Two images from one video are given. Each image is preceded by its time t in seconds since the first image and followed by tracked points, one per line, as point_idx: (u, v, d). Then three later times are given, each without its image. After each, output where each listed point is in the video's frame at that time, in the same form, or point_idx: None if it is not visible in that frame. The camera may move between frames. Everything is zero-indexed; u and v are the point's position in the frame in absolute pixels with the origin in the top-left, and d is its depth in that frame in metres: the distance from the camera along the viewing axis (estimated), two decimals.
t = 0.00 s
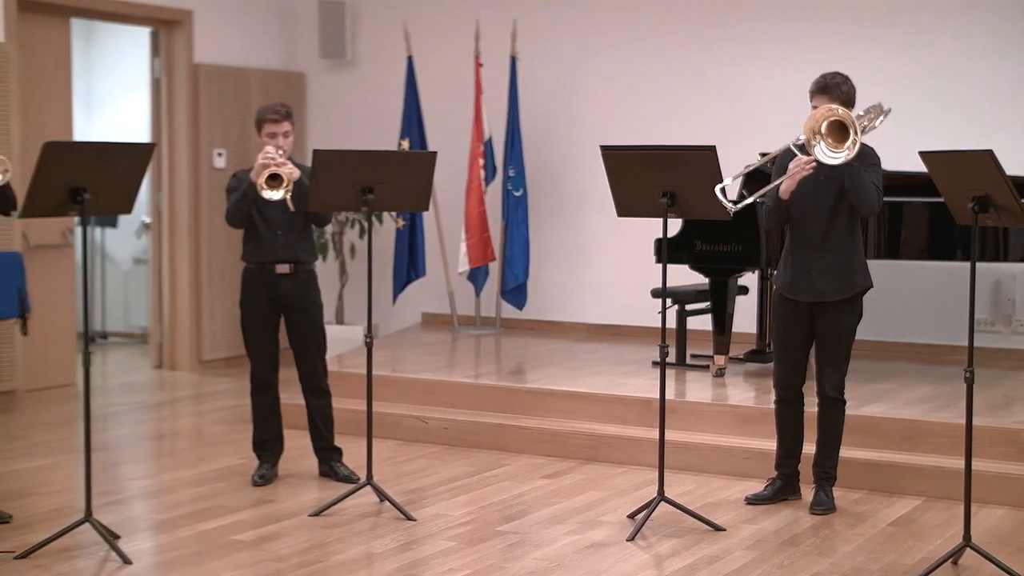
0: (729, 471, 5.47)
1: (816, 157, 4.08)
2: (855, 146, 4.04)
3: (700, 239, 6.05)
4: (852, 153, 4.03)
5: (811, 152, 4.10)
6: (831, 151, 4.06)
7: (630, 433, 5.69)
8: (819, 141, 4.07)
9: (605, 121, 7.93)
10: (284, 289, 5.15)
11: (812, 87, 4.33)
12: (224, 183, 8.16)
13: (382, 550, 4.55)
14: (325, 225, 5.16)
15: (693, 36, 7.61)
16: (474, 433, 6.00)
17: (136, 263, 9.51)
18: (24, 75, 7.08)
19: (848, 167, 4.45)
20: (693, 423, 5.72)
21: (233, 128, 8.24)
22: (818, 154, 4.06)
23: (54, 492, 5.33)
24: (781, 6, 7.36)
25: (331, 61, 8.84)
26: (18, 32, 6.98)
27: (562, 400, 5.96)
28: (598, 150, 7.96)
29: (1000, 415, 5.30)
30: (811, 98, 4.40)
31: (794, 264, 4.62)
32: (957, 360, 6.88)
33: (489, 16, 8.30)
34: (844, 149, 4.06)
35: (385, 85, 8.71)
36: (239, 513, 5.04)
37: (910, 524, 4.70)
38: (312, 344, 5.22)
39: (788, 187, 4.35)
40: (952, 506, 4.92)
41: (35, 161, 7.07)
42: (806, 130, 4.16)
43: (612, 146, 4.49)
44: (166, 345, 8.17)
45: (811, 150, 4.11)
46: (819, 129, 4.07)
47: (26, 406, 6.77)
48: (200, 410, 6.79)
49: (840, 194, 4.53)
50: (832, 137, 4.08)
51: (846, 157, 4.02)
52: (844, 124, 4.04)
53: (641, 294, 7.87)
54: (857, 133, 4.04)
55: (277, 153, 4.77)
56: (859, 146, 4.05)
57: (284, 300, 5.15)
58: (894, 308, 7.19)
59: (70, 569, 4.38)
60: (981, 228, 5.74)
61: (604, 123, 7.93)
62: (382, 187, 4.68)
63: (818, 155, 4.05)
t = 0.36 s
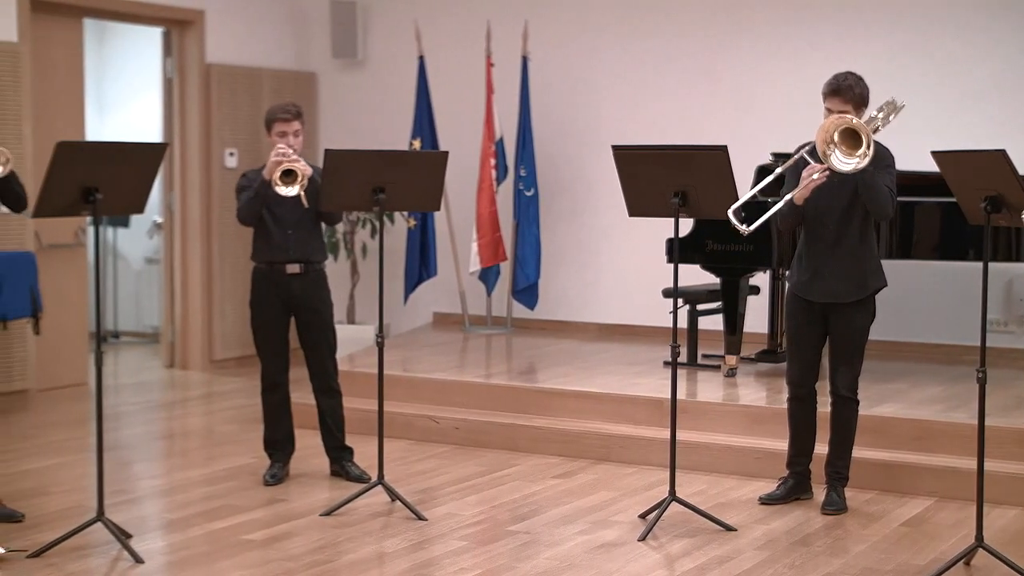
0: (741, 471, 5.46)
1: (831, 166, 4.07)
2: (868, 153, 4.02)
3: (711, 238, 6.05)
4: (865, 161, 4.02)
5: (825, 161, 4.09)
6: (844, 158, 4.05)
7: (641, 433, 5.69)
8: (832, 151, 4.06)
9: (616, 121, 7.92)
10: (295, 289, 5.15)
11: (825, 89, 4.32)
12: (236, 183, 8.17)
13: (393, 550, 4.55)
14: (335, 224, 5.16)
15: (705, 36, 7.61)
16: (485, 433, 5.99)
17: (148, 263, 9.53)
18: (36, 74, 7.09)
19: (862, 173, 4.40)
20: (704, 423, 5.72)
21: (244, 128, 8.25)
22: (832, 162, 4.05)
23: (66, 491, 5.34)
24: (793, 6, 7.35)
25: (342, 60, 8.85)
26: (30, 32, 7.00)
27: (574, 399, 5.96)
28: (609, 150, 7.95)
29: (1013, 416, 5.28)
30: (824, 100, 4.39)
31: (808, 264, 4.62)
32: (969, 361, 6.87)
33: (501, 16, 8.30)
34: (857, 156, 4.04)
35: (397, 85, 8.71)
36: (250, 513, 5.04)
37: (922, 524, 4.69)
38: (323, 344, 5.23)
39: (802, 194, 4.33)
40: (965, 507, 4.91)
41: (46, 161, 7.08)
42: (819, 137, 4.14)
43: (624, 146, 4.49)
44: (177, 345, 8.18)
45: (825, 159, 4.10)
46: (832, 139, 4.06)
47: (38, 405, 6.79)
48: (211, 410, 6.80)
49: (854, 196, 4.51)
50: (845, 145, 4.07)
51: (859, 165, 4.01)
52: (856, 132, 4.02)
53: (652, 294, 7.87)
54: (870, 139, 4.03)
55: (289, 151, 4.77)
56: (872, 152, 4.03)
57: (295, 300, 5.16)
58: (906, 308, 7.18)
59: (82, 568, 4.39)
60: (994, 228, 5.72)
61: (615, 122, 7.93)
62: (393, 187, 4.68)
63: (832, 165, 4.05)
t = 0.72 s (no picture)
0: (752, 471, 5.45)
1: (839, 165, 4.06)
2: (876, 152, 4.02)
3: (722, 238, 6.04)
4: (873, 158, 4.01)
5: (834, 160, 4.08)
6: (852, 156, 4.04)
7: (652, 433, 5.68)
8: (841, 150, 4.05)
9: (628, 120, 7.91)
10: (306, 289, 5.16)
11: (832, 88, 4.31)
12: (248, 182, 8.18)
13: (404, 549, 4.55)
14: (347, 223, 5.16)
15: (718, 36, 7.60)
16: (496, 433, 5.99)
17: (159, 263, 9.54)
18: (48, 74, 7.11)
19: (871, 171, 4.45)
20: (716, 423, 5.71)
21: (256, 128, 8.26)
22: (840, 160, 4.04)
23: (79, 490, 5.36)
24: (805, 6, 7.34)
25: (353, 60, 8.85)
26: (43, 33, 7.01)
27: (585, 399, 5.96)
28: (620, 149, 7.95)
29: None
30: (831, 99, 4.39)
31: (815, 263, 4.61)
32: (982, 361, 6.85)
33: (512, 16, 8.30)
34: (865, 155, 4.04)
35: (409, 85, 8.72)
36: (262, 512, 5.05)
37: (934, 525, 4.68)
38: (334, 344, 5.23)
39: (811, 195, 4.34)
40: (977, 507, 4.90)
41: (59, 161, 7.10)
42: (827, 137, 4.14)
43: (635, 146, 4.49)
44: (189, 344, 8.20)
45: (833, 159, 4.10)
46: (840, 137, 4.05)
47: (50, 404, 6.80)
48: (223, 409, 6.81)
49: (861, 194, 4.52)
50: (853, 144, 4.07)
51: (868, 163, 4.01)
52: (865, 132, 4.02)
53: (663, 295, 7.86)
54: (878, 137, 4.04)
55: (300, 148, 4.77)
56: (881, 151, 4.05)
57: (305, 300, 5.16)
58: (918, 308, 7.16)
59: (95, 567, 4.40)
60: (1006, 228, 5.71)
61: (626, 122, 7.92)
62: (405, 187, 4.68)
63: (840, 163, 4.04)
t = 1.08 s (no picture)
0: (767, 471, 5.44)
1: (847, 165, 4.08)
2: (884, 152, 4.04)
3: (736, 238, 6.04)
4: (882, 157, 4.04)
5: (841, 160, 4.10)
6: (860, 156, 4.06)
7: (666, 433, 5.67)
8: (849, 150, 4.07)
9: (642, 120, 7.90)
10: (320, 289, 5.16)
11: (836, 89, 4.30)
12: (263, 182, 8.19)
13: (418, 549, 4.55)
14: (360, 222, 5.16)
15: (732, 36, 7.59)
16: (510, 432, 5.99)
17: (174, 262, 9.56)
18: (63, 74, 7.12)
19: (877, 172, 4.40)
20: (731, 423, 5.70)
21: (270, 128, 8.27)
22: (849, 160, 4.05)
23: (95, 489, 5.37)
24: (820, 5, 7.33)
25: (368, 61, 8.86)
26: (59, 33, 7.03)
27: (599, 399, 5.95)
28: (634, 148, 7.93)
29: None
30: (834, 100, 4.37)
31: (820, 264, 4.60)
32: (997, 361, 6.83)
33: (526, 16, 8.30)
34: (873, 155, 4.06)
35: (422, 84, 8.72)
36: (276, 511, 5.05)
37: (950, 525, 4.66)
38: (347, 344, 5.23)
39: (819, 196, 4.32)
40: (992, 508, 4.88)
41: (74, 161, 7.11)
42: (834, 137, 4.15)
43: (648, 147, 4.48)
44: (203, 344, 8.22)
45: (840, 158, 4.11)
46: (848, 138, 4.07)
47: (66, 404, 6.82)
48: (237, 409, 6.82)
49: (866, 192, 4.49)
50: (861, 144, 4.08)
51: (878, 163, 4.03)
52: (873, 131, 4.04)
53: (676, 294, 7.85)
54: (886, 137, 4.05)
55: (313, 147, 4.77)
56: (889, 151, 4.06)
57: (319, 300, 5.16)
58: (933, 308, 7.15)
59: (110, 565, 4.41)
60: (1020, 227, 5.68)
61: (639, 122, 7.91)
62: (419, 187, 4.68)
63: (849, 163, 4.05)
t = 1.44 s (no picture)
0: (781, 471, 5.43)
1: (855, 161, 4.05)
2: (893, 147, 4.03)
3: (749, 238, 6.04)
4: (892, 151, 4.03)
5: (849, 155, 4.08)
6: (868, 152, 4.04)
7: (680, 433, 5.67)
8: (856, 145, 4.05)
9: (656, 119, 7.90)
10: (333, 289, 5.15)
11: (839, 89, 4.29)
12: (277, 182, 8.20)
13: (432, 549, 4.56)
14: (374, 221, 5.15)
15: (747, 36, 7.58)
16: (524, 432, 5.99)
17: (188, 262, 9.58)
18: (79, 73, 7.14)
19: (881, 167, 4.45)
20: (745, 423, 5.69)
21: (284, 128, 8.28)
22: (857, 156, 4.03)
23: (110, 487, 5.38)
24: (835, 5, 7.31)
25: (382, 61, 8.87)
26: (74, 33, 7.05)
27: (613, 399, 5.95)
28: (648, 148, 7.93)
29: None
30: (836, 101, 4.36)
31: (825, 264, 4.59)
32: (1012, 361, 6.81)
33: (540, 16, 8.30)
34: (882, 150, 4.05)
35: (436, 84, 8.73)
36: (291, 510, 5.06)
37: (964, 526, 4.65)
38: (361, 343, 5.23)
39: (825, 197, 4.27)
40: (1007, 509, 4.87)
41: (89, 160, 7.13)
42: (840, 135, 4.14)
43: (661, 148, 4.48)
44: (217, 343, 8.23)
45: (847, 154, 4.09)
46: (855, 133, 4.06)
47: (82, 403, 6.84)
48: (251, 408, 6.83)
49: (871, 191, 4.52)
50: (868, 140, 4.07)
51: (888, 157, 4.01)
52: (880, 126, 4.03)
53: (689, 294, 7.84)
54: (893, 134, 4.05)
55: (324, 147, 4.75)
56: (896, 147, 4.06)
57: (333, 299, 5.16)
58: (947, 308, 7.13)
59: (124, 564, 4.42)
60: None
61: (653, 122, 7.91)
62: (432, 187, 4.68)
63: (857, 158, 4.03)
